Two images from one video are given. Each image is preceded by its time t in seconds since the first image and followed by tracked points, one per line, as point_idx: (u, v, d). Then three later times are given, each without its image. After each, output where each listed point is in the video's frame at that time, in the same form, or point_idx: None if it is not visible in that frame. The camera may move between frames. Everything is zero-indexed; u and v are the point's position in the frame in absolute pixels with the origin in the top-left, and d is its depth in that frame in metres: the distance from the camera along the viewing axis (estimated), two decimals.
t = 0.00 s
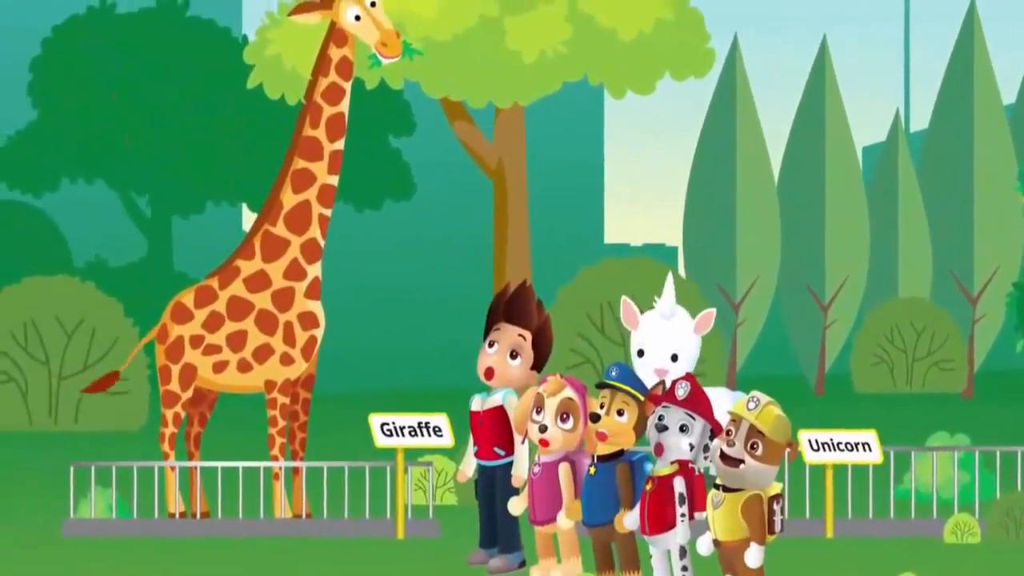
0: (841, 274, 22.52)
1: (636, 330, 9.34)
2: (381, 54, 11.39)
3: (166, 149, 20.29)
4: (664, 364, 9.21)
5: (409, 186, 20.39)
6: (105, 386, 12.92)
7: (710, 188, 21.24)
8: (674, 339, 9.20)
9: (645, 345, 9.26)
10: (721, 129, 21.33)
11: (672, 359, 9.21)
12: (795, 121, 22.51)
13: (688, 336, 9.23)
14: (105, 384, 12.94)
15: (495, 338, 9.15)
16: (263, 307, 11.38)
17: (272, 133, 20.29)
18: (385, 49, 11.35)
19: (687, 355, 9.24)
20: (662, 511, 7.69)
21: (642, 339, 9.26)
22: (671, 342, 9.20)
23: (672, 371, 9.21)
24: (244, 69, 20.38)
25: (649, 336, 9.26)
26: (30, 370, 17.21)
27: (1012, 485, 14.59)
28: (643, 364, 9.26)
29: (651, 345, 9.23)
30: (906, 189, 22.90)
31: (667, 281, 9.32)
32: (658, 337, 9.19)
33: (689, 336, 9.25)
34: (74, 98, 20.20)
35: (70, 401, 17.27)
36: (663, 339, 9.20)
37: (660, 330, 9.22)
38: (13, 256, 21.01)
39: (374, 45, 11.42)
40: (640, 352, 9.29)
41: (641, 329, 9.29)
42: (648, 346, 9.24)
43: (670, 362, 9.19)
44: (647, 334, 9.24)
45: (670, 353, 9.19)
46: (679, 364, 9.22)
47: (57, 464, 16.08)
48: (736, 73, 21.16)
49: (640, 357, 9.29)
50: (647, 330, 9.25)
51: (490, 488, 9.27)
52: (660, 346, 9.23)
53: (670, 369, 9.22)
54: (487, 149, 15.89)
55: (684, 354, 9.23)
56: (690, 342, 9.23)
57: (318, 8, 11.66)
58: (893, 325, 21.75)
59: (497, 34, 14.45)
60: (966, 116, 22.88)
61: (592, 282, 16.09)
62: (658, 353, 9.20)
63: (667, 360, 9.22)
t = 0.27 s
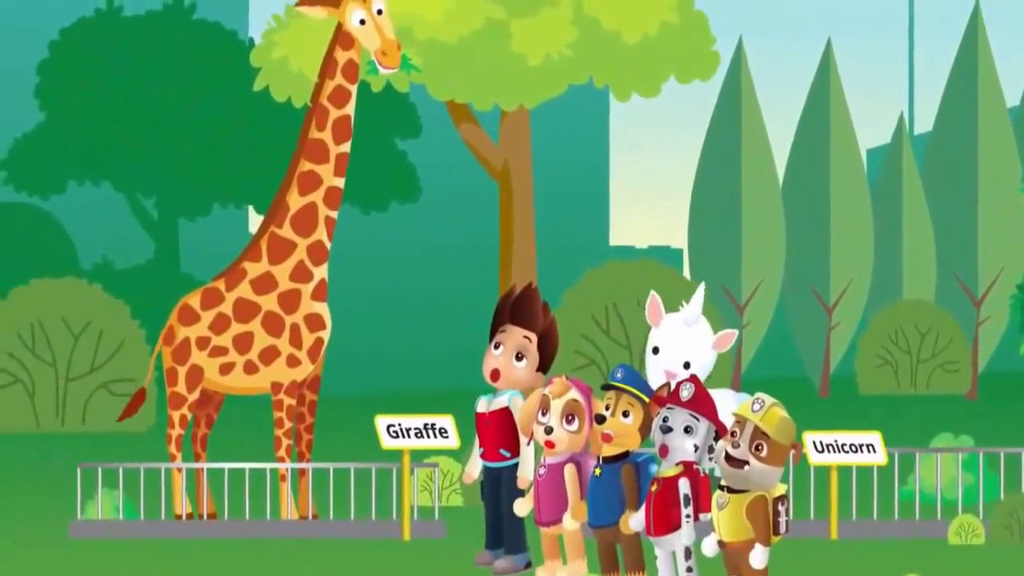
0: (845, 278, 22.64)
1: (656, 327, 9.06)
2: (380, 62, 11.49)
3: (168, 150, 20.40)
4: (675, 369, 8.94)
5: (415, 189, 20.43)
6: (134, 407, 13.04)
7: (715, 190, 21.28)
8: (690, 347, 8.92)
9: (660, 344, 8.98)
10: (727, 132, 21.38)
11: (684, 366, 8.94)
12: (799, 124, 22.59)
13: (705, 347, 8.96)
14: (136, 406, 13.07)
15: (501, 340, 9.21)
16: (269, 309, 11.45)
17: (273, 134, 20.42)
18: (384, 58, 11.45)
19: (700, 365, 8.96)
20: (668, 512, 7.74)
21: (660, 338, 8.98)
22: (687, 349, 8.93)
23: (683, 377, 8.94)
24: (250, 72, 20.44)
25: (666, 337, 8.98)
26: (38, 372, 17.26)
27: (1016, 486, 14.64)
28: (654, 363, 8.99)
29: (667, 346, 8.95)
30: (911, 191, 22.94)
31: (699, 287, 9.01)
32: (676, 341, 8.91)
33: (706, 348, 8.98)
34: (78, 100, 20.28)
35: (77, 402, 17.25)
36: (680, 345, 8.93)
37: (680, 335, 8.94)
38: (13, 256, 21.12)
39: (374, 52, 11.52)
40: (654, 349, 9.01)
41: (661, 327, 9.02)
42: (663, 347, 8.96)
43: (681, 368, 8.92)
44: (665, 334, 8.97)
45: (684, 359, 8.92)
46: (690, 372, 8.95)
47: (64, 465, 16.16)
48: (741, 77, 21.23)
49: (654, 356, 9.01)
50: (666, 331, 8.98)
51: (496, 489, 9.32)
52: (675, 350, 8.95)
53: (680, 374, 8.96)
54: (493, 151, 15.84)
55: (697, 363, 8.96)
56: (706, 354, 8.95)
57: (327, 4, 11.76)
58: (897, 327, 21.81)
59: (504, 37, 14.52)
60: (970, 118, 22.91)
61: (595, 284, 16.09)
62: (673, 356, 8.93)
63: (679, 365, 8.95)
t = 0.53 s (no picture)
0: (846, 278, 22.64)
1: (653, 328, 9.08)
2: (382, 61, 11.50)
3: (167, 150, 20.40)
4: (674, 369, 8.95)
5: (415, 189, 20.44)
6: (132, 403, 12.97)
7: (715, 190, 21.32)
8: (688, 345, 8.93)
9: (658, 345, 8.99)
10: (727, 133, 21.42)
11: (683, 364, 8.95)
12: (799, 125, 22.64)
13: (704, 344, 8.96)
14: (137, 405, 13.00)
15: (502, 340, 9.21)
16: (270, 309, 11.46)
17: (272, 133, 20.45)
18: (386, 57, 11.47)
19: (699, 363, 8.97)
20: (668, 513, 7.75)
21: (658, 338, 9.00)
22: (685, 348, 8.94)
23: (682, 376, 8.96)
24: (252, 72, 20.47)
25: (664, 337, 8.99)
26: (38, 373, 17.26)
27: (1016, 486, 14.65)
28: (653, 364, 9.01)
29: (664, 346, 8.97)
30: (912, 191, 22.95)
31: (694, 286, 9.02)
32: (673, 340, 8.93)
33: (704, 345, 8.98)
34: (78, 100, 20.27)
35: (77, 402, 17.28)
36: (678, 343, 8.94)
37: (676, 334, 8.95)
38: (13, 256, 21.13)
39: (376, 52, 11.53)
40: (653, 350, 9.03)
41: (658, 328, 9.03)
42: (662, 347, 8.98)
43: (680, 368, 8.93)
44: (663, 335, 8.98)
45: (683, 358, 8.93)
46: (689, 370, 8.96)
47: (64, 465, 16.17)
48: (740, 77, 21.29)
49: (654, 356, 9.03)
50: (663, 331, 8.99)
51: (497, 489, 9.32)
52: (673, 349, 8.97)
53: (680, 374, 8.97)
54: (493, 151, 15.87)
55: (696, 362, 8.97)
56: (704, 352, 8.96)
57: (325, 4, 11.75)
58: (897, 327, 21.81)
59: (504, 38, 14.52)
60: (971, 118, 22.94)
61: (595, 284, 16.07)
62: (671, 356, 8.95)
63: (678, 364, 8.97)
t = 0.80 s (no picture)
0: (846, 277, 22.64)
1: (637, 334, 9.09)
2: (390, 55, 11.55)
3: (168, 150, 20.42)
4: (669, 367, 8.95)
5: (415, 189, 20.45)
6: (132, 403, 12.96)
7: (716, 190, 21.32)
8: (677, 340, 8.95)
9: (647, 348, 8.99)
10: (727, 133, 21.42)
11: (677, 360, 8.95)
12: (799, 125, 22.64)
13: (691, 335, 8.98)
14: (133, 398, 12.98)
15: (501, 340, 9.21)
16: (270, 309, 11.46)
17: (272, 133, 20.45)
18: (393, 51, 11.51)
19: (690, 355, 8.98)
20: (668, 513, 7.75)
21: (645, 342, 8.99)
22: (674, 343, 8.95)
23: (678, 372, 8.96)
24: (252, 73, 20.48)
25: (650, 339, 9.00)
26: (38, 373, 17.27)
27: (1017, 487, 14.65)
28: (648, 368, 8.99)
29: (653, 348, 8.97)
30: (912, 192, 22.95)
31: (665, 284, 9.08)
32: (661, 338, 8.94)
33: (691, 336, 9.00)
34: (79, 100, 20.27)
35: (77, 403, 17.31)
36: (667, 340, 8.95)
37: (661, 332, 8.97)
38: (13, 256, 21.14)
39: (381, 47, 11.57)
40: (643, 355, 9.02)
41: (642, 333, 9.04)
42: (651, 349, 8.97)
43: (674, 364, 8.93)
44: (649, 337, 8.98)
45: (674, 353, 8.94)
46: (684, 364, 8.96)
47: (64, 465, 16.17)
48: (740, 77, 21.30)
49: (645, 361, 9.01)
50: (648, 333, 9.00)
51: (497, 489, 9.32)
52: (662, 349, 8.97)
53: (676, 371, 8.97)
54: (493, 151, 15.87)
55: (688, 354, 8.98)
56: (693, 343, 8.98)
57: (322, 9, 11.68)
58: (897, 327, 21.81)
59: (505, 37, 14.53)
60: (971, 119, 22.94)
61: (595, 284, 16.14)
62: (662, 354, 8.94)
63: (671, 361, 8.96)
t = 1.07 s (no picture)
0: (846, 277, 22.65)
1: (644, 331, 9.10)
2: (386, 59, 11.54)
3: (168, 151, 20.43)
4: (671, 368, 8.94)
5: (415, 189, 20.46)
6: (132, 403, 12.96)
7: (716, 190, 21.33)
8: (682, 342, 8.94)
9: (652, 346, 9.00)
10: (727, 133, 21.43)
11: (680, 362, 8.94)
12: (799, 124, 22.65)
13: (697, 339, 8.97)
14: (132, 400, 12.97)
15: (501, 340, 9.22)
16: (270, 309, 11.46)
17: (272, 133, 20.45)
18: (390, 53, 11.50)
19: (694, 359, 8.97)
20: (668, 512, 7.75)
21: (651, 340, 9.00)
22: (679, 345, 8.95)
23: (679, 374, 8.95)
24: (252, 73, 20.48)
25: (656, 338, 9.01)
26: (38, 372, 17.25)
27: (1017, 487, 14.64)
28: (650, 365, 8.99)
29: (658, 347, 8.97)
30: (912, 192, 22.95)
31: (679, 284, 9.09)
32: (667, 338, 8.94)
33: (697, 340, 8.99)
34: (78, 100, 20.27)
35: (77, 404, 17.29)
36: (672, 340, 8.95)
37: (668, 332, 8.97)
38: (13, 256, 21.14)
39: (379, 49, 11.55)
40: (647, 352, 9.02)
41: (649, 330, 9.05)
42: (655, 347, 8.98)
43: (677, 365, 8.92)
44: (655, 335, 8.99)
45: (678, 355, 8.93)
46: (685, 367, 8.95)
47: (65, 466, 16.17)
48: (740, 77, 21.31)
49: (648, 359, 9.02)
50: (655, 330, 9.01)
51: (497, 489, 9.32)
52: (667, 350, 8.97)
53: (678, 372, 8.95)
54: (493, 151, 15.86)
55: (691, 357, 8.96)
56: (698, 348, 8.98)
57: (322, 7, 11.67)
58: (897, 327, 21.81)
59: (505, 37, 14.53)
60: (971, 119, 22.94)
61: (595, 284, 16.05)
62: (666, 355, 8.94)
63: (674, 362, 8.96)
